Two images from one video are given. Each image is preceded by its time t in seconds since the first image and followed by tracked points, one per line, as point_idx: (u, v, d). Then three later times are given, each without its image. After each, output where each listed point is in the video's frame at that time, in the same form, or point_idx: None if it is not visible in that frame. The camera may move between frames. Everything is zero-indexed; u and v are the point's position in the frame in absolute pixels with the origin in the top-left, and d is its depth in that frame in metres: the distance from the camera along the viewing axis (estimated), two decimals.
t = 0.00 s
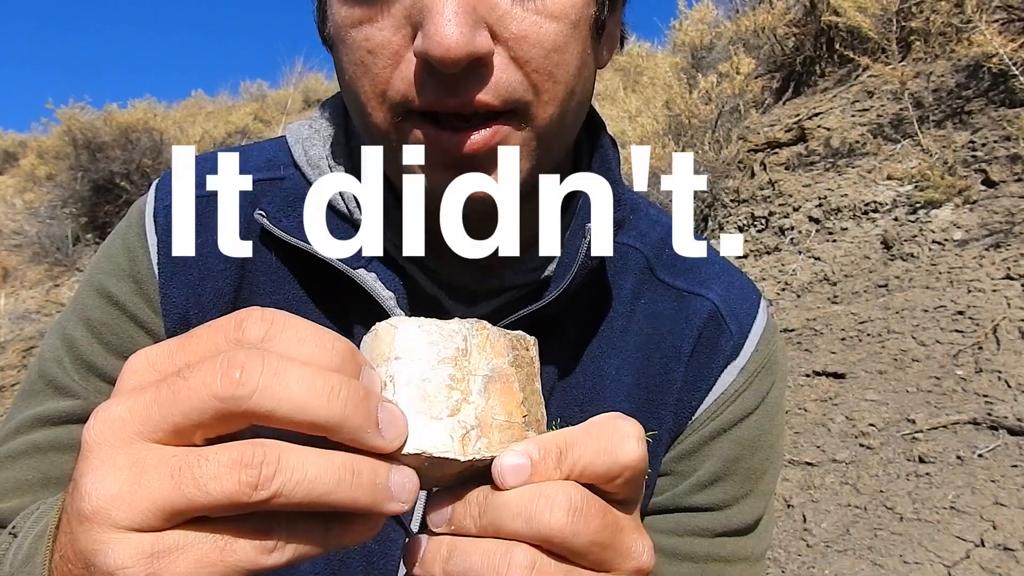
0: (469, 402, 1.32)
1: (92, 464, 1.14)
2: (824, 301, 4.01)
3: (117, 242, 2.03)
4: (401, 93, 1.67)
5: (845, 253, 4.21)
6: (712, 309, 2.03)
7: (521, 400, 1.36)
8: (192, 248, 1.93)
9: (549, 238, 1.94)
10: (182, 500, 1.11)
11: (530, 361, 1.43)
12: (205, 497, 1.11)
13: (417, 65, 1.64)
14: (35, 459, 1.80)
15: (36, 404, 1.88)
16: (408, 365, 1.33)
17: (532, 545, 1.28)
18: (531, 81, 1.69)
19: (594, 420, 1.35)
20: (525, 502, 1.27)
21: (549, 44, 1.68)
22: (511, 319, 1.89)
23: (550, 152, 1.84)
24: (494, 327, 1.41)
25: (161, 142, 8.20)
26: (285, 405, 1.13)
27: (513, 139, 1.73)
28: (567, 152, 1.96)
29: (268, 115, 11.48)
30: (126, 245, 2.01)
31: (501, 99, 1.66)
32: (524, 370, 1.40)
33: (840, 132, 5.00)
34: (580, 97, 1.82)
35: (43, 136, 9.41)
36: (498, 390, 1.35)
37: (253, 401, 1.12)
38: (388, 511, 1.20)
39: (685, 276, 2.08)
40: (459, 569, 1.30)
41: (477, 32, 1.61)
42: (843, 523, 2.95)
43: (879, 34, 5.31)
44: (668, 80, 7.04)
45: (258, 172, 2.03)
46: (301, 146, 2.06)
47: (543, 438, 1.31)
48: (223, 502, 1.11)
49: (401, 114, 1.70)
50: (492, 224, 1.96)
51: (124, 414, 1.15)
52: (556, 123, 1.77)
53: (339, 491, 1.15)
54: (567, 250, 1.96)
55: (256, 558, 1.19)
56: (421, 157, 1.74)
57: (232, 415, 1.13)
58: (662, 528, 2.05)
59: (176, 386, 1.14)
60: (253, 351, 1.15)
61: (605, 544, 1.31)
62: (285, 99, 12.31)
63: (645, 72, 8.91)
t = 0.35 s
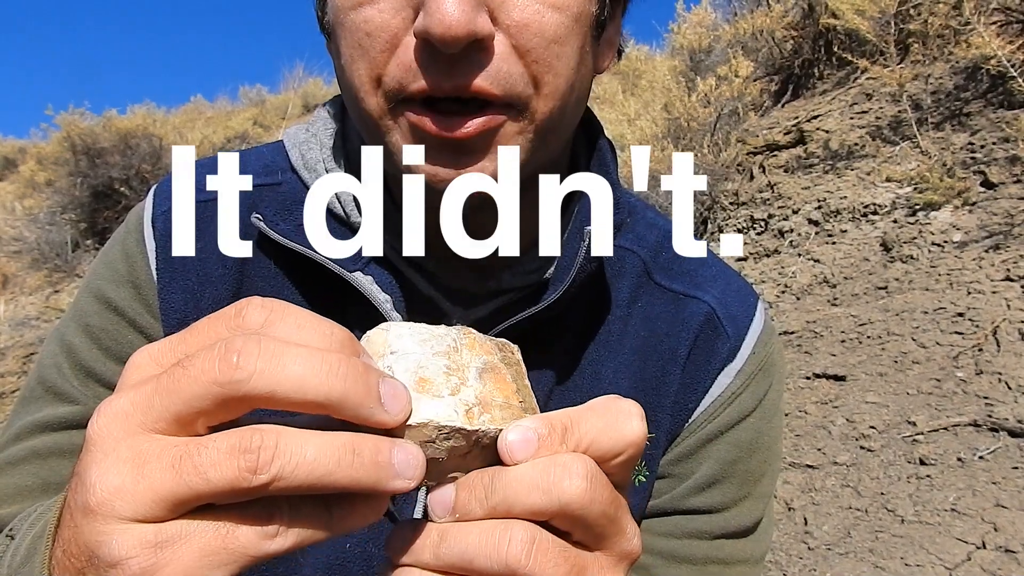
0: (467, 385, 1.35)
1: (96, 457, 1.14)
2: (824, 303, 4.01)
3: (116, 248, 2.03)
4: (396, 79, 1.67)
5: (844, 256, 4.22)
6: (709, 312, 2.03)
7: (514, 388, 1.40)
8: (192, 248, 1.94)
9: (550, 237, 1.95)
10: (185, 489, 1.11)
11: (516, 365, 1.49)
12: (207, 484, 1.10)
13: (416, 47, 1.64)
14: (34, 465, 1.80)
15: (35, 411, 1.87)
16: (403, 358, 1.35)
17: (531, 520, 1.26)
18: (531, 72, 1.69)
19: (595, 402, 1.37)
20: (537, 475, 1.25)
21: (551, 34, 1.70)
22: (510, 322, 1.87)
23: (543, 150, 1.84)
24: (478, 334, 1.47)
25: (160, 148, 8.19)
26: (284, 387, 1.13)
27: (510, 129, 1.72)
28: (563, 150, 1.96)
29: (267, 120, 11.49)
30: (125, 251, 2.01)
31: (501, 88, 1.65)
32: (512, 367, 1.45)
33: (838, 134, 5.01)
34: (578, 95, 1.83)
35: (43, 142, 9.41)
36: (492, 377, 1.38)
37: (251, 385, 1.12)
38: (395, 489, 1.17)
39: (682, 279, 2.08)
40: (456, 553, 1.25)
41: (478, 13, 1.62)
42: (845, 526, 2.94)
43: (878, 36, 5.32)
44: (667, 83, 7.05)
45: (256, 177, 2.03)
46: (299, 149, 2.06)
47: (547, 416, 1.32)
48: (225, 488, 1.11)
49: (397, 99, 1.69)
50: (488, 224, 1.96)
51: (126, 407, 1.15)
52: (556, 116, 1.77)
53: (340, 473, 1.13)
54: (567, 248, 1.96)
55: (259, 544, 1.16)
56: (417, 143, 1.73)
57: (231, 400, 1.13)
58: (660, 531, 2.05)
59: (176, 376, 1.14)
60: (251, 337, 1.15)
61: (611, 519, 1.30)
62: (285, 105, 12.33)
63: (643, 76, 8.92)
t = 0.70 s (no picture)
0: (470, 377, 1.35)
1: (105, 446, 1.14)
2: (823, 302, 4.01)
3: (114, 245, 2.03)
4: (396, 79, 1.66)
5: (843, 254, 4.22)
6: (707, 312, 2.02)
7: (517, 382, 1.40)
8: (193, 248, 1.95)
9: (549, 238, 1.96)
10: (194, 478, 1.11)
11: (518, 361, 1.48)
12: (215, 473, 1.10)
13: (414, 47, 1.64)
14: (32, 463, 1.80)
15: (32, 407, 1.87)
16: (406, 351, 1.36)
17: (532, 509, 1.26)
18: (529, 70, 1.69)
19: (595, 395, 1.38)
20: (539, 464, 1.25)
21: (547, 32, 1.69)
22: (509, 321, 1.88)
23: (541, 151, 1.85)
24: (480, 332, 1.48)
25: (159, 145, 8.18)
26: (291, 374, 1.13)
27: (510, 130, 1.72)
28: (559, 148, 1.96)
29: (267, 118, 11.48)
30: (123, 247, 2.01)
31: (500, 85, 1.65)
32: (515, 364, 1.45)
33: (837, 133, 5.01)
34: (575, 94, 1.83)
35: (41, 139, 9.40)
36: (495, 371, 1.38)
37: (259, 373, 1.12)
38: (400, 479, 1.18)
39: (680, 279, 2.08)
40: (456, 541, 1.25)
41: (476, 10, 1.62)
42: (842, 525, 2.95)
43: (877, 36, 5.33)
44: (666, 82, 7.04)
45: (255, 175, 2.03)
46: (298, 148, 2.06)
47: (548, 408, 1.32)
48: (235, 477, 1.11)
49: (396, 99, 1.68)
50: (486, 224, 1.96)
51: (134, 397, 1.15)
52: (554, 115, 1.78)
53: (348, 463, 1.13)
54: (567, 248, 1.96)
55: (265, 533, 1.16)
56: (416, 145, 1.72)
57: (240, 388, 1.13)
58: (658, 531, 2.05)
59: (184, 365, 1.14)
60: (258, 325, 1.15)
61: (611, 508, 1.31)
62: (284, 102, 12.32)
63: (642, 74, 8.91)
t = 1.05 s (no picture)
0: (472, 377, 1.35)
1: (98, 441, 1.15)
2: (824, 301, 4.01)
3: (112, 240, 2.04)
4: (397, 82, 1.66)
5: (844, 254, 4.21)
6: (711, 305, 2.02)
7: (520, 381, 1.39)
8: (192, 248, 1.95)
9: (550, 236, 1.95)
10: (182, 473, 1.11)
11: (523, 357, 1.48)
12: (204, 468, 1.10)
13: (415, 55, 1.63)
14: (30, 460, 1.80)
15: (30, 405, 1.87)
16: (409, 349, 1.36)
17: (535, 510, 1.26)
18: (529, 75, 1.69)
19: (597, 398, 1.38)
20: (536, 467, 1.25)
21: (549, 37, 1.69)
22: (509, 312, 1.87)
23: (541, 153, 1.86)
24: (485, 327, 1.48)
25: (160, 145, 8.18)
26: (285, 371, 1.13)
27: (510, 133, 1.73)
28: (561, 145, 1.95)
29: (267, 117, 11.48)
30: (120, 242, 2.02)
31: (501, 90, 1.66)
32: (518, 361, 1.45)
33: (838, 132, 5.01)
34: (575, 92, 1.83)
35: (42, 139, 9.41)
36: (498, 370, 1.38)
37: (253, 368, 1.12)
38: (382, 479, 1.17)
39: (683, 271, 2.08)
40: (458, 543, 1.24)
41: (476, 18, 1.61)
42: (843, 524, 2.94)
43: (878, 35, 5.33)
44: (667, 81, 7.04)
45: (252, 169, 2.03)
46: (296, 142, 2.07)
47: (548, 411, 1.32)
48: (219, 470, 1.10)
49: (396, 103, 1.68)
50: (487, 223, 1.97)
51: (129, 391, 1.16)
52: (553, 117, 1.78)
53: (337, 460, 1.13)
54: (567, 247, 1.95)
55: (251, 537, 1.14)
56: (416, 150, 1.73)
57: (233, 383, 1.13)
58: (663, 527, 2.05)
59: (179, 359, 1.15)
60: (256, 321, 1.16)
61: (611, 511, 1.30)
62: (284, 101, 12.32)
63: (643, 73, 8.91)
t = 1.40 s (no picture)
0: (467, 402, 1.32)
1: (93, 448, 1.15)
2: (825, 300, 4.02)
3: (110, 233, 2.03)
4: (397, 84, 1.66)
5: (846, 252, 4.22)
6: (711, 303, 2.06)
7: (518, 396, 1.36)
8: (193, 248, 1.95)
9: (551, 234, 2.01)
10: (182, 487, 1.12)
11: (529, 352, 1.41)
12: (204, 485, 1.12)
13: (415, 56, 1.63)
14: (32, 454, 1.82)
15: (31, 398, 1.89)
16: (404, 363, 1.31)
17: (539, 536, 1.29)
18: (531, 71, 1.68)
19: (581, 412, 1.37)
20: (521, 495, 1.28)
21: (548, 32, 1.69)
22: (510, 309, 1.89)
23: (544, 155, 1.85)
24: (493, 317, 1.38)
25: (161, 139, 8.18)
26: (289, 398, 1.14)
27: (511, 132, 1.71)
28: (563, 146, 1.95)
29: (269, 111, 11.50)
30: (121, 237, 2.01)
31: (503, 88, 1.66)
32: (521, 362, 1.39)
33: (841, 130, 4.97)
34: (576, 89, 1.82)
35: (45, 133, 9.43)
36: (496, 388, 1.34)
37: (257, 392, 1.14)
38: (384, 506, 1.20)
39: (684, 268, 2.10)
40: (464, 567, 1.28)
41: (476, 20, 1.61)
42: (842, 522, 2.95)
43: (881, 33, 5.32)
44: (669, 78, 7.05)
45: (251, 164, 2.03)
46: (296, 137, 2.07)
47: (534, 434, 1.35)
48: (222, 488, 1.12)
49: (396, 106, 1.68)
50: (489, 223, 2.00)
51: (126, 400, 1.17)
52: (554, 115, 1.77)
53: (339, 485, 1.16)
54: (566, 246, 2.01)
55: (249, 550, 1.17)
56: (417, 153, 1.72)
57: (235, 405, 1.14)
58: (662, 525, 2.05)
59: (181, 375, 1.16)
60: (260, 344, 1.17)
61: (606, 530, 1.32)
62: (286, 96, 12.33)
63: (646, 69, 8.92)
